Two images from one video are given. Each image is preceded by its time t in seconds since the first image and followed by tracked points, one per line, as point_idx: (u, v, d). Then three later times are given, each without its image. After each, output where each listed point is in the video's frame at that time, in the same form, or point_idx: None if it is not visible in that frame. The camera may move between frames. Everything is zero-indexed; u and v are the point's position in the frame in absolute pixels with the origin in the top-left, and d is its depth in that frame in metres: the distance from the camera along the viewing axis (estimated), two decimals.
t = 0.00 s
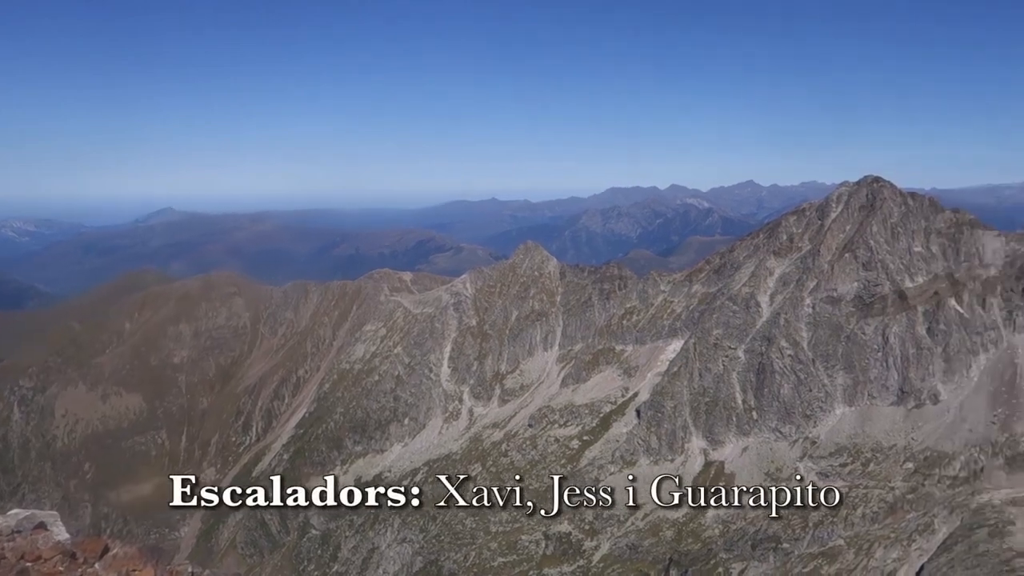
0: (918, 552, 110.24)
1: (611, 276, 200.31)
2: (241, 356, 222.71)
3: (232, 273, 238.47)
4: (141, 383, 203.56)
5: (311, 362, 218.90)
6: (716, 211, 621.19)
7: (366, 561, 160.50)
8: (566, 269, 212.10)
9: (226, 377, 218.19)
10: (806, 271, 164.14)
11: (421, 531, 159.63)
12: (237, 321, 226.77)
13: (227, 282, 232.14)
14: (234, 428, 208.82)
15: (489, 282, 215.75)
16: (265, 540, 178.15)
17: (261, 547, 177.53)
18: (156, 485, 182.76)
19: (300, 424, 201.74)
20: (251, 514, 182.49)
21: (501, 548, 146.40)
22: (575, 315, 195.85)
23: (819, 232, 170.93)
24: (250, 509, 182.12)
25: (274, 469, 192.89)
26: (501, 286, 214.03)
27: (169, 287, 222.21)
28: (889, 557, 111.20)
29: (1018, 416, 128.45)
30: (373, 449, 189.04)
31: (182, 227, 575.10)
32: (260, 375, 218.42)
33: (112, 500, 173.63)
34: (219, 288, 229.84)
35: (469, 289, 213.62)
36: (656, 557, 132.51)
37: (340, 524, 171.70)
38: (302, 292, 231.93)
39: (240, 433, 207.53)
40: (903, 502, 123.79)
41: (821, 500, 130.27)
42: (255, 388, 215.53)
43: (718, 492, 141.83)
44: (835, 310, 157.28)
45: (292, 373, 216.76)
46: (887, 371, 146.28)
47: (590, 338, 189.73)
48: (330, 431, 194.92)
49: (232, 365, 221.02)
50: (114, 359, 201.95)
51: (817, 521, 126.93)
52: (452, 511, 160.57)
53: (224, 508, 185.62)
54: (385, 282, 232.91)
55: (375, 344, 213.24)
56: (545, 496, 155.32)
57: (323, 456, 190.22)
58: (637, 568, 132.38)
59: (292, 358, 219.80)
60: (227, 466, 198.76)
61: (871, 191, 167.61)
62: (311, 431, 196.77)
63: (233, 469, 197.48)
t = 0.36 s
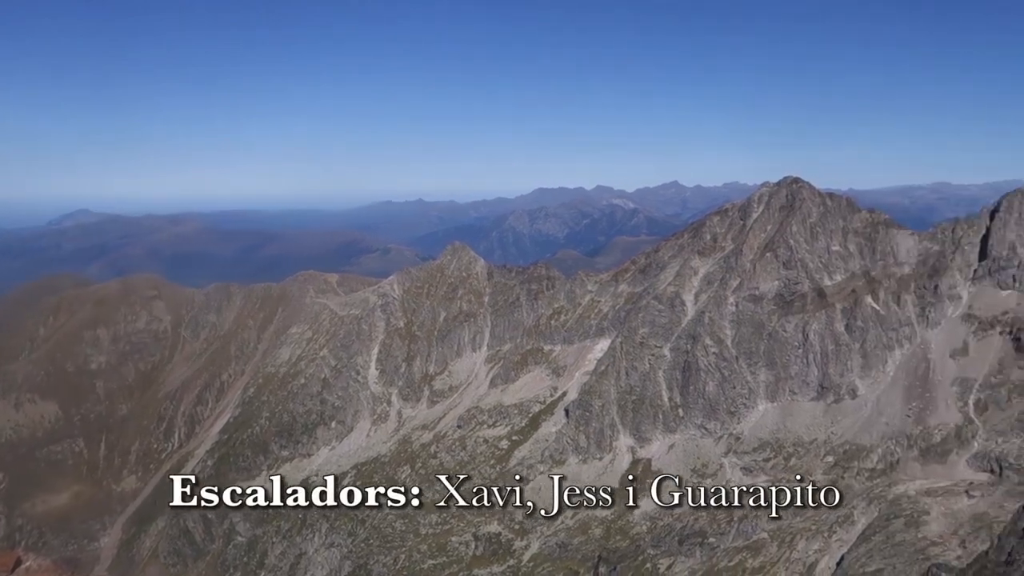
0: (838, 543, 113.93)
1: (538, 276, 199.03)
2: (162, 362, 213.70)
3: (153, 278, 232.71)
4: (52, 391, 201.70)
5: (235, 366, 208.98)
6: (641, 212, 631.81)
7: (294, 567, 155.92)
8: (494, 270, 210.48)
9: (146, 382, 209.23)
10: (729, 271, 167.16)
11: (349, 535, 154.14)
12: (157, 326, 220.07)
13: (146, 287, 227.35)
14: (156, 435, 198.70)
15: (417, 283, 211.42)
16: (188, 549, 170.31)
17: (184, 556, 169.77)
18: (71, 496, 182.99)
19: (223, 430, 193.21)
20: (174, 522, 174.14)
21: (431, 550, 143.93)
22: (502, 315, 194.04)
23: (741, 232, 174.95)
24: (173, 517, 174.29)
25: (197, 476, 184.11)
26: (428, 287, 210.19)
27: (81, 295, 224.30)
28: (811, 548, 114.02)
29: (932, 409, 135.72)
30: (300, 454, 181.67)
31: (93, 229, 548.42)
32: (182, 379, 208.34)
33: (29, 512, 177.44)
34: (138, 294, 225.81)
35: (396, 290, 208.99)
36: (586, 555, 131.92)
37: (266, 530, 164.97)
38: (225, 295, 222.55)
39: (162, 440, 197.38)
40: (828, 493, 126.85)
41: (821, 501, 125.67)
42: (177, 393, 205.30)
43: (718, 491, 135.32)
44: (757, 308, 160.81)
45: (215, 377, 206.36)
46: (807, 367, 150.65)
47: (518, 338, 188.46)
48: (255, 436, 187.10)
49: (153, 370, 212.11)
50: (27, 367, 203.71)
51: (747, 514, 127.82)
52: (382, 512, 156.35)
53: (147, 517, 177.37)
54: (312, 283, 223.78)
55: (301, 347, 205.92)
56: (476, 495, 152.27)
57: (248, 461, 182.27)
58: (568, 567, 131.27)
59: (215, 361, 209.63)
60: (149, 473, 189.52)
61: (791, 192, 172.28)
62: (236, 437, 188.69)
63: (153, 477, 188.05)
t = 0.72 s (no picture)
0: (766, 535, 116.72)
1: (473, 275, 197.03)
2: (87, 363, 202.50)
3: (76, 275, 220.73)
4: None
5: (163, 367, 199.07)
6: (575, 211, 635.87)
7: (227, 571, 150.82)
8: (428, 268, 207.70)
9: (69, 385, 198.28)
10: (661, 269, 169.42)
11: (283, 538, 149.25)
12: (81, 325, 208.59)
13: (69, 286, 215.74)
14: (80, 439, 188.23)
15: (350, 282, 206.09)
16: (115, 555, 163.11)
17: (111, 562, 162.56)
18: None
19: (151, 433, 184.16)
20: (99, 528, 165.63)
21: (367, 550, 141.09)
22: (437, 314, 191.44)
23: (672, 231, 178.15)
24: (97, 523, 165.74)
25: (123, 481, 174.16)
26: (362, 286, 205.32)
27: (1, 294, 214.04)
28: (741, 541, 116.54)
29: (856, 402, 139.93)
30: (231, 456, 174.84)
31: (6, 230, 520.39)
32: (108, 381, 197.81)
33: None
34: (62, 292, 214.90)
35: (330, 289, 202.56)
36: (522, 552, 131.31)
37: (197, 534, 158.49)
38: (152, 295, 211.43)
39: (87, 444, 186.98)
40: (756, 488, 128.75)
41: (821, 500, 119.58)
42: (103, 395, 194.82)
43: (718, 491, 128.84)
44: (688, 305, 163.64)
45: (143, 379, 196.06)
46: (737, 363, 153.99)
47: (454, 337, 186.33)
48: (184, 438, 179.11)
49: (77, 372, 200.86)
50: None
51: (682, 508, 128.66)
52: (316, 513, 152.44)
53: (69, 524, 168.84)
54: (241, 282, 215.59)
55: (231, 347, 197.68)
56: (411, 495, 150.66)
57: (177, 464, 174.31)
58: (504, 564, 130.32)
59: (143, 363, 199.29)
60: (72, 479, 180.34)
61: (721, 191, 175.57)
62: (164, 439, 180.16)
63: (76, 484, 178.56)
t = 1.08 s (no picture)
0: (707, 530, 117.36)
1: (415, 274, 194.95)
2: (16, 365, 194.13)
3: (6, 278, 214.49)
4: None
5: (98, 369, 190.07)
6: (518, 210, 635.39)
7: None
8: (370, 268, 204.58)
9: None
10: (603, 268, 170.83)
11: (222, 541, 145.02)
12: (10, 327, 201.37)
13: None
14: (9, 443, 177.69)
15: (291, 282, 200.62)
16: (48, 563, 154.31)
17: (42, 571, 153.62)
18: None
19: (85, 436, 174.60)
20: (30, 535, 156.68)
21: (309, 552, 138.06)
22: (379, 313, 188.42)
23: (614, 230, 179.82)
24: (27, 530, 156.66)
25: (56, 486, 165.44)
26: (303, 286, 200.07)
27: None
28: (682, 536, 117.34)
29: (793, 398, 142.95)
30: (169, 459, 168.23)
31: None
32: (39, 383, 188.42)
33: None
34: None
35: (270, 289, 197.21)
36: (466, 551, 129.91)
37: (133, 539, 151.27)
38: (85, 295, 203.96)
39: (16, 448, 176.49)
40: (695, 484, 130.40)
41: (821, 500, 114.24)
42: (33, 398, 184.74)
43: (718, 492, 125.95)
44: (629, 303, 165.27)
45: (76, 380, 186.33)
46: (677, 361, 155.95)
47: (396, 336, 183.62)
48: (120, 441, 171.16)
49: (6, 375, 191.81)
50: None
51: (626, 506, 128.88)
52: (258, 515, 148.76)
53: None
54: (179, 283, 207.22)
55: (169, 348, 190.22)
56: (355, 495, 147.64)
57: (112, 468, 165.94)
58: (448, 564, 128.67)
59: (76, 364, 189.80)
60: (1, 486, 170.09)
61: (662, 191, 178.62)
62: (99, 443, 171.38)
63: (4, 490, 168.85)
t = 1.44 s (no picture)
0: (649, 528, 118.19)
1: (359, 274, 192.02)
2: None
3: None
4: None
5: (29, 372, 182.60)
6: (462, 210, 633.42)
7: None
8: (313, 268, 200.48)
9: None
10: (547, 268, 171.20)
11: (160, 548, 140.57)
12: None
13: None
14: None
15: (232, 282, 194.71)
16: None
17: None
18: None
19: (15, 442, 168.34)
20: None
21: (250, 557, 134.66)
22: (322, 314, 184.65)
23: (558, 231, 180.54)
24: None
25: None
26: (244, 287, 194.32)
27: None
28: (625, 535, 117.84)
29: (733, 398, 145.25)
30: (105, 464, 161.93)
31: None
32: None
33: None
34: None
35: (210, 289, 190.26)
36: (410, 553, 128.38)
37: (67, 547, 146.69)
38: (15, 296, 194.66)
39: None
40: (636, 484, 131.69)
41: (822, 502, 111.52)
42: None
43: (718, 492, 120.49)
44: (573, 304, 166.00)
45: (5, 385, 180.02)
46: (620, 361, 157.25)
47: (339, 337, 180.19)
48: (53, 447, 165.08)
49: None
50: None
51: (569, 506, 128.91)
52: (197, 521, 144.28)
53: None
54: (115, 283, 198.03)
55: (105, 351, 182.13)
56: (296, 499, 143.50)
57: (44, 474, 160.38)
58: (391, 565, 127.46)
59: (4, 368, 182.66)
60: None
61: (605, 192, 180.17)
62: (30, 449, 165.26)
63: None
